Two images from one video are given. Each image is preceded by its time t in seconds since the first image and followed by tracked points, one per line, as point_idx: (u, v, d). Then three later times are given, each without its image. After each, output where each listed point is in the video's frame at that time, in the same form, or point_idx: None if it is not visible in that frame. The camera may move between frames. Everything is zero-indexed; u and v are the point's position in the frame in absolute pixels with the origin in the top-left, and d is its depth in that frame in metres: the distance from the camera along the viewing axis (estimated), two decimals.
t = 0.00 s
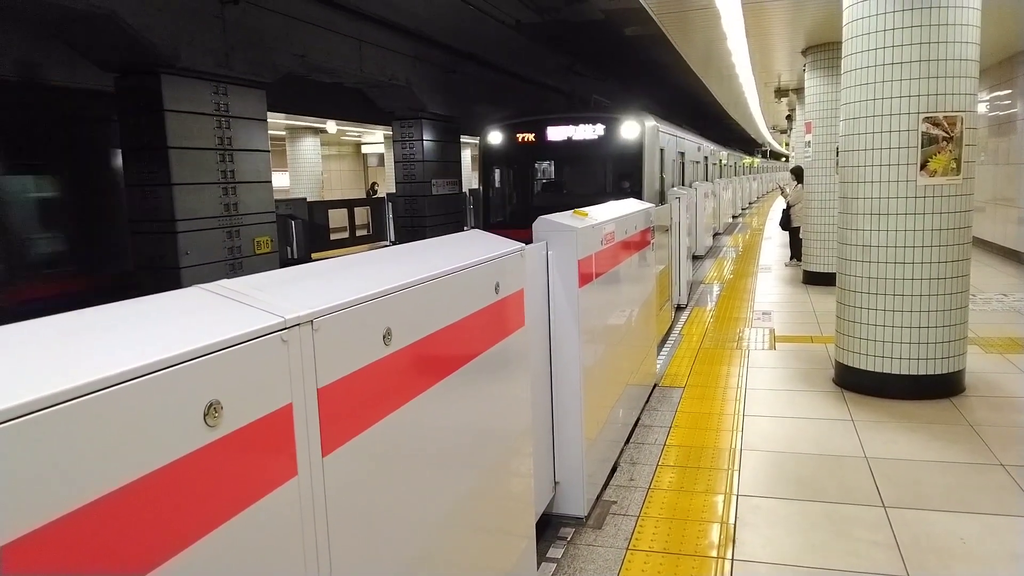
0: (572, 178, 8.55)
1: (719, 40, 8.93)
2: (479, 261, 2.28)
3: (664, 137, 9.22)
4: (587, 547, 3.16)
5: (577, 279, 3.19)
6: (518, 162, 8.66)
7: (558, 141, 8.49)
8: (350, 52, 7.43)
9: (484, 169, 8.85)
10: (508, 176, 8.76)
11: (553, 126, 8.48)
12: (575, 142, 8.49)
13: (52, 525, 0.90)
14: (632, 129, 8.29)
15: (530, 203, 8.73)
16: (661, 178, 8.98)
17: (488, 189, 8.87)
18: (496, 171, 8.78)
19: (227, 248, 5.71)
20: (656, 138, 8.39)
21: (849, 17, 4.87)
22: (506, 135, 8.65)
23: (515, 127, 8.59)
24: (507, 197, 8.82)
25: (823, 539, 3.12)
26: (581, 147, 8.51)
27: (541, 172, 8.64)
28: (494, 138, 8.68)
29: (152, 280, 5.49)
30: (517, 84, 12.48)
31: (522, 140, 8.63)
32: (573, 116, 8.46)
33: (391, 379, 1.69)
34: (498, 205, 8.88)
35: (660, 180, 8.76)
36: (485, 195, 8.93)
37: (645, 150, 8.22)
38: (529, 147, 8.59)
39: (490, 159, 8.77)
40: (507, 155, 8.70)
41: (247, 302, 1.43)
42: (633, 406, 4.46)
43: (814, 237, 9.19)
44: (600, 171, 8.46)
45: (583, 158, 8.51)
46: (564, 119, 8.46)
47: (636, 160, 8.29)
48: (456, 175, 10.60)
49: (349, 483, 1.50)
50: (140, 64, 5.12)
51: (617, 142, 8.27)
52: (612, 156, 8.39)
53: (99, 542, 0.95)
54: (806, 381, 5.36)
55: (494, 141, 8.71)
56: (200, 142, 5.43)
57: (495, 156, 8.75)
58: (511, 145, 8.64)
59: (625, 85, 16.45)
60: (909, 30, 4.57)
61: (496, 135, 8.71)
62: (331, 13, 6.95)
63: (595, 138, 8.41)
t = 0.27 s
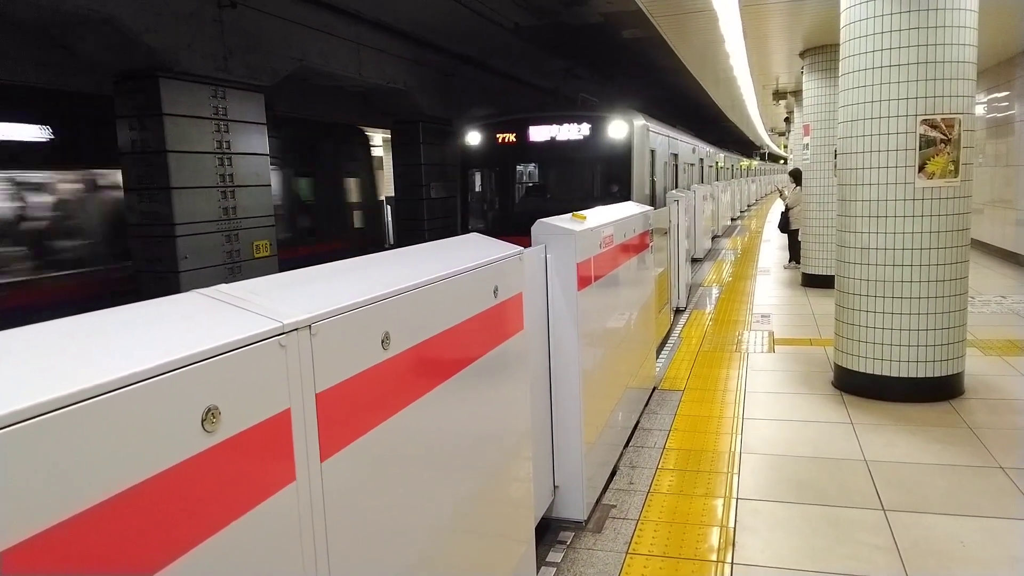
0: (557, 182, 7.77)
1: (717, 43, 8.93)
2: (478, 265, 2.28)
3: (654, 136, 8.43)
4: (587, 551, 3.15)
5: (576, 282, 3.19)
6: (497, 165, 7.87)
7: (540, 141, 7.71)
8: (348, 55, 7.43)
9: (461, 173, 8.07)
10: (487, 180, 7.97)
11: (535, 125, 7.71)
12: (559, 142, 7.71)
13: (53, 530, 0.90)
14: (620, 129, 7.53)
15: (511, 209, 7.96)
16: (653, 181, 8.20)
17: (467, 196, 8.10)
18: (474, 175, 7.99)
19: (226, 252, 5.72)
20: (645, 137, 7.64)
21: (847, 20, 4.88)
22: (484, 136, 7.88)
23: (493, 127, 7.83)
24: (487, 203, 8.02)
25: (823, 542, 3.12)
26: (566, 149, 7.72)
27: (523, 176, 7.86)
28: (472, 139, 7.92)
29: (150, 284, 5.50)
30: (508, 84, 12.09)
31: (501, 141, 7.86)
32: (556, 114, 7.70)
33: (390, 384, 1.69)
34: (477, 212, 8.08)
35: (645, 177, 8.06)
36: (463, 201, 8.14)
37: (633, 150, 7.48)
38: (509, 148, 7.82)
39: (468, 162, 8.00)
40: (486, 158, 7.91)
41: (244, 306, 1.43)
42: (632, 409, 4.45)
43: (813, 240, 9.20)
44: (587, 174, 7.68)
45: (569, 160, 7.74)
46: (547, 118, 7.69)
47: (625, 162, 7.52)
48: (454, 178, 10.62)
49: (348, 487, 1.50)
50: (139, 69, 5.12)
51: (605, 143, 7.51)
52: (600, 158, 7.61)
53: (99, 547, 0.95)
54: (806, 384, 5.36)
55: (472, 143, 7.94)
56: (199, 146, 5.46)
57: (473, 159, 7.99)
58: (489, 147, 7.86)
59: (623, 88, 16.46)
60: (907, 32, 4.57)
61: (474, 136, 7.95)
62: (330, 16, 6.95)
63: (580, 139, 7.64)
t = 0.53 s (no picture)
0: (543, 183, 7.02)
1: (718, 44, 8.93)
2: (477, 266, 2.28)
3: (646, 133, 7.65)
4: (585, 551, 3.15)
5: (576, 282, 3.19)
6: (476, 165, 7.10)
7: (524, 139, 6.94)
8: (349, 55, 7.45)
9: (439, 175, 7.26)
10: (467, 182, 7.18)
11: (518, 122, 6.94)
12: (543, 141, 6.95)
13: (53, 529, 0.90)
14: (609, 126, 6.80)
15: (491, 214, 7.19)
16: (642, 180, 7.46)
17: (445, 200, 7.30)
18: (452, 177, 7.20)
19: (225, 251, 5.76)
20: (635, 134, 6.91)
21: (847, 22, 4.88)
22: (461, 133, 7.10)
23: (472, 123, 7.05)
24: (468, 207, 7.26)
25: (822, 543, 3.12)
26: (551, 148, 6.94)
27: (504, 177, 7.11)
28: (449, 137, 7.13)
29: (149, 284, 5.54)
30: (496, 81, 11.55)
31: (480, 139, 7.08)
32: (541, 110, 6.94)
33: (388, 384, 1.69)
34: (456, 217, 7.29)
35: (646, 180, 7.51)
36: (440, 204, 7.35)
37: (624, 149, 6.76)
38: (490, 147, 7.04)
39: (445, 162, 7.21)
40: (464, 157, 7.13)
41: (244, 306, 1.44)
42: (631, 410, 4.45)
43: (812, 241, 9.20)
44: (575, 175, 6.93)
45: (554, 160, 6.99)
46: (531, 114, 6.93)
47: (615, 161, 6.81)
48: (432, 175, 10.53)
49: (347, 487, 1.50)
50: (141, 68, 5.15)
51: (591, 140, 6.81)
52: (587, 157, 6.87)
53: (98, 546, 0.95)
54: (805, 384, 5.36)
55: (449, 141, 7.16)
56: (200, 146, 5.54)
57: (451, 158, 7.20)
58: (467, 146, 7.07)
59: (623, 90, 16.46)
60: (907, 34, 4.58)
61: (451, 134, 7.17)
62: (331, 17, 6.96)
63: (567, 136, 6.88)
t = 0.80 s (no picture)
0: (527, 185, 6.57)
1: (717, 47, 8.94)
2: (476, 268, 2.28)
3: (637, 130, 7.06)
4: (584, 554, 3.15)
5: (575, 285, 3.19)
6: (453, 166, 6.69)
7: (503, 139, 6.48)
8: (348, 57, 7.45)
9: (414, 176, 6.87)
10: (445, 184, 6.77)
11: (497, 120, 6.47)
12: (525, 140, 6.45)
13: (54, 531, 0.90)
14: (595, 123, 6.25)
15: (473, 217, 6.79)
16: (633, 179, 6.91)
17: (422, 203, 6.91)
18: (429, 179, 6.80)
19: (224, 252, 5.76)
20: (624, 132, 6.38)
21: (845, 24, 4.89)
22: (438, 133, 6.66)
23: (448, 122, 6.60)
24: (446, 211, 6.87)
25: (821, 545, 3.12)
26: (534, 147, 6.46)
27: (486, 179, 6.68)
28: (425, 136, 6.71)
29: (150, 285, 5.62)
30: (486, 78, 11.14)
31: (459, 138, 6.63)
32: (521, 106, 6.45)
33: (387, 387, 1.68)
34: (434, 221, 6.93)
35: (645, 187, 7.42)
36: (418, 206, 6.97)
37: (611, 149, 6.23)
38: (468, 147, 6.60)
39: (421, 163, 6.80)
40: (440, 158, 6.71)
41: (243, 308, 1.43)
42: (630, 412, 4.45)
43: (811, 243, 9.21)
44: (560, 177, 6.44)
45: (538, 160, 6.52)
46: (511, 111, 6.45)
47: (602, 163, 6.29)
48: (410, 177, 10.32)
49: (347, 489, 1.50)
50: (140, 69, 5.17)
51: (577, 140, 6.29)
52: (573, 158, 6.36)
53: (96, 550, 0.94)
54: (804, 387, 5.37)
55: (425, 140, 6.74)
56: (198, 148, 5.54)
57: (427, 159, 6.78)
58: (444, 146, 6.64)
59: (622, 92, 16.48)
60: (905, 37, 4.59)
61: (428, 133, 6.72)
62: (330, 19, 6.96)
63: (550, 135, 6.37)
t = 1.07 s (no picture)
0: (514, 188, 6.40)
1: (719, 50, 8.94)
2: (479, 271, 2.28)
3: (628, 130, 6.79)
4: (587, 557, 3.14)
5: (577, 288, 3.19)
6: (434, 168, 6.47)
7: (486, 139, 6.29)
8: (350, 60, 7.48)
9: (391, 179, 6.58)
10: (426, 187, 6.54)
11: (480, 119, 6.29)
12: (510, 140, 6.27)
13: (55, 537, 0.90)
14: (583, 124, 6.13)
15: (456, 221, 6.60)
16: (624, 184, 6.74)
17: (401, 208, 6.64)
18: (408, 181, 6.54)
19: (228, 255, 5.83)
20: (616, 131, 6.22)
21: (847, 27, 4.90)
22: (419, 133, 6.43)
23: (428, 121, 6.38)
24: (428, 216, 6.65)
25: (824, 549, 3.11)
26: (519, 148, 6.28)
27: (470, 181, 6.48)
28: (404, 136, 6.46)
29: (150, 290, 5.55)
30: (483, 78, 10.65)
31: (440, 138, 6.41)
32: (505, 105, 6.28)
33: (390, 390, 1.68)
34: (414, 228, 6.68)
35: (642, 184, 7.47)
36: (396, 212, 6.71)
37: (601, 150, 6.10)
38: (450, 148, 6.39)
39: (399, 164, 6.54)
40: (421, 159, 6.48)
41: (247, 311, 1.44)
42: (633, 415, 4.45)
43: (814, 246, 9.20)
44: (548, 180, 6.28)
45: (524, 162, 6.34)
46: (495, 110, 6.27)
47: (591, 165, 6.17)
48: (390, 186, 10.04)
49: (350, 492, 1.50)
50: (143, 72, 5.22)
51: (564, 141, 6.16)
52: (560, 160, 6.23)
53: (100, 553, 0.95)
54: (807, 389, 5.36)
55: (403, 141, 6.49)
56: (201, 151, 5.56)
57: (406, 160, 6.53)
58: (425, 147, 6.42)
59: (625, 95, 16.50)
60: (907, 40, 4.59)
61: (406, 134, 6.47)
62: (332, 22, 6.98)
63: (536, 135, 6.22)
